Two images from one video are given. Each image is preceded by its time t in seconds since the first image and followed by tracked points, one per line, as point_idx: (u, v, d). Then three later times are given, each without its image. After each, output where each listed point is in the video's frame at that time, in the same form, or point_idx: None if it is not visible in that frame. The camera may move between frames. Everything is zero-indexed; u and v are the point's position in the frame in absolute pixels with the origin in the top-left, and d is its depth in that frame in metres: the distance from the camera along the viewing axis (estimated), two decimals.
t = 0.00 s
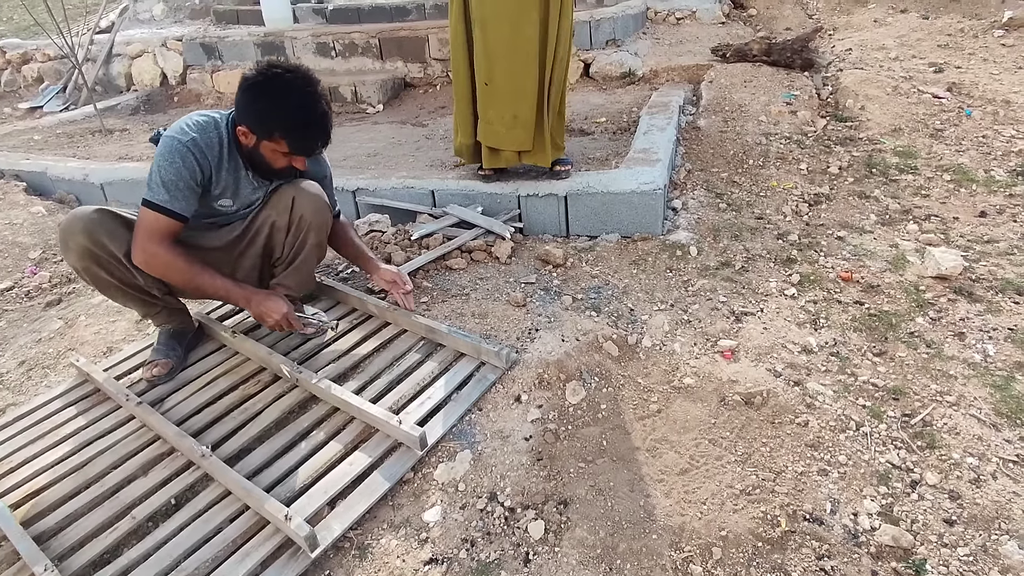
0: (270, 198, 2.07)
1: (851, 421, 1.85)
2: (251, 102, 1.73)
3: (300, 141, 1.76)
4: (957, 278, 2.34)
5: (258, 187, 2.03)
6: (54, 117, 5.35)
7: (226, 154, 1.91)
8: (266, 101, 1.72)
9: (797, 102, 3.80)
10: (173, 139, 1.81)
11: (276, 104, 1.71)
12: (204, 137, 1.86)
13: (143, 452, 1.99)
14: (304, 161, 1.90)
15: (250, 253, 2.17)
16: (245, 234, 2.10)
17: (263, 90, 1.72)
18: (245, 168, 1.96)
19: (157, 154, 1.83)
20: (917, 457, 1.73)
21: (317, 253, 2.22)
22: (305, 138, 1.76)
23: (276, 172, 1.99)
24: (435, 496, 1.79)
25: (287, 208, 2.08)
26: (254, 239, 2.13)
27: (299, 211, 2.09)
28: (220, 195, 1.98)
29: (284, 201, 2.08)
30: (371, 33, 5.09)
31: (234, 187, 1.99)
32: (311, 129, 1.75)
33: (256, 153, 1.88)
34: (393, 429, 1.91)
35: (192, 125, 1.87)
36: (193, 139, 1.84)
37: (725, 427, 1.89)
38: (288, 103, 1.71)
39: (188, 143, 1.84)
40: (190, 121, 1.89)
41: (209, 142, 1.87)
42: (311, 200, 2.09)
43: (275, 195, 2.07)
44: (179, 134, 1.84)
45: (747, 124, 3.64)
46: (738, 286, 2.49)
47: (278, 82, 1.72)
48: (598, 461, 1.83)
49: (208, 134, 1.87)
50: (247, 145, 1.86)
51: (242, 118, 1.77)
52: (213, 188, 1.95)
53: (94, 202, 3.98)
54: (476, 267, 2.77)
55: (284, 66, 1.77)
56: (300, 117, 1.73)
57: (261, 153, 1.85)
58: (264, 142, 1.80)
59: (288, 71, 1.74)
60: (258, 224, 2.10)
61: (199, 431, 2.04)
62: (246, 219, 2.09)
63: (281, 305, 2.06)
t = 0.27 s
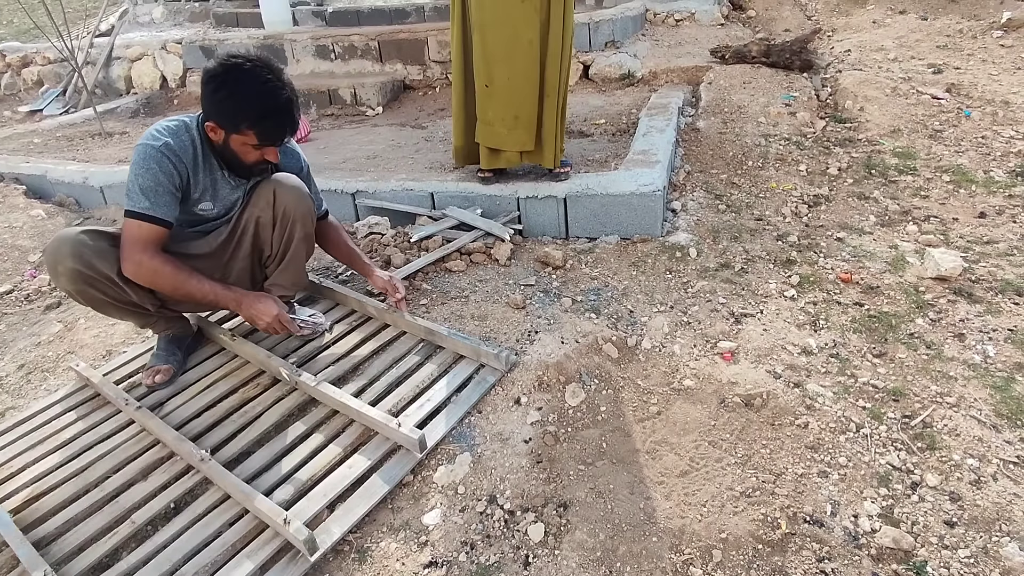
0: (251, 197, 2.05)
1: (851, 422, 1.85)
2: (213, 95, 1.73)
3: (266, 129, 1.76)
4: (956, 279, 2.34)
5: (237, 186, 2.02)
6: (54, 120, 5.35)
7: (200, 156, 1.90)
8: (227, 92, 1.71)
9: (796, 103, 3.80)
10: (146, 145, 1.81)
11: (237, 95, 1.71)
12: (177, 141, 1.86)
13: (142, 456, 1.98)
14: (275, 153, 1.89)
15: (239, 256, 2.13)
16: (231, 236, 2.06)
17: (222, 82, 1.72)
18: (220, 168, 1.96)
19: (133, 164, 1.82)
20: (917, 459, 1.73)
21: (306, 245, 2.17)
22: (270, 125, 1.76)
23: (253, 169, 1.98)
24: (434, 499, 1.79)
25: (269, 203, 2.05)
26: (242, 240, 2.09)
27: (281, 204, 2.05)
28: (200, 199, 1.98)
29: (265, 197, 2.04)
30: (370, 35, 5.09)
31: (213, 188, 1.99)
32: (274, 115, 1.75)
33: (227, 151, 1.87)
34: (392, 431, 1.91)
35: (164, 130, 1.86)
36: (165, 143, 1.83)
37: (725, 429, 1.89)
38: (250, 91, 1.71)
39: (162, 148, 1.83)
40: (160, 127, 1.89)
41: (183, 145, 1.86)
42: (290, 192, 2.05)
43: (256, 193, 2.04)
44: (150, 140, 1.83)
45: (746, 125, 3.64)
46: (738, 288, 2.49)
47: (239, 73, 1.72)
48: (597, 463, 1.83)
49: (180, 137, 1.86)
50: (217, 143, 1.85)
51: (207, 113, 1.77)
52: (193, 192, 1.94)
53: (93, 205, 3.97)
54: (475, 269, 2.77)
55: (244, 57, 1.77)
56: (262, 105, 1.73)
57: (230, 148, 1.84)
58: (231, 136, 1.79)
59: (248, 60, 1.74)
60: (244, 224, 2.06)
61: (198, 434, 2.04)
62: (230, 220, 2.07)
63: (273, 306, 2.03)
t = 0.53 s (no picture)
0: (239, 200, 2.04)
1: (852, 423, 1.84)
2: (192, 96, 1.72)
3: (244, 131, 1.74)
4: (958, 279, 2.33)
5: (223, 190, 2.01)
6: (55, 123, 5.36)
7: (184, 159, 1.89)
8: (206, 93, 1.70)
9: (797, 103, 3.79)
10: (131, 149, 1.79)
11: (215, 95, 1.69)
12: (162, 144, 1.84)
13: (141, 459, 1.98)
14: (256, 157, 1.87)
15: (230, 260, 2.12)
16: (220, 240, 2.06)
17: (200, 82, 1.71)
18: (205, 171, 1.95)
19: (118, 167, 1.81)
20: (919, 460, 1.72)
21: (297, 248, 2.15)
22: (247, 128, 1.74)
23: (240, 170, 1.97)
24: (434, 501, 1.79)
25: (257, 207, 2.04)
26: (232, 244, 2.09)
27: (269, 208, 2.04)
28: (187, 203, 1.97)
29: (252, 201, 2.03)
30: (371, 37, 5.09)
31: (199, 191, 1.97)
32: (252, 118, 1.73)
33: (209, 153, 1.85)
34: (391, 433, 1.90)
35: (149, 134, 1.85)
36: (151, 147, 1.82)
37: (725, 430, 1.88)
38: (228, 93, 1.70)
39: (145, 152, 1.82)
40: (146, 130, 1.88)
41: (167, 149, 1.85)
42: (278, 195, 2.03)
43: (244, 197, 2.03)
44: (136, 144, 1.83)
45: (747, 125, 3.63)
46: (738, 288, 2.48)
47: (218, 73, 1.71)
48: (597, 465, 1.82)
49: (165, 141, 1.85)
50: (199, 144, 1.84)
51: (188, 115, 1.76)
52: (179, 196, 1.93)
53: (94, 207, 3.97)
54: (475, 271, 2.76)
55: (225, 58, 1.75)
56: (241, 106, 1.71)
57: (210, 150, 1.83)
58: (210, 137, 1.78)
59: (228, 62, 1.73)
60: (233, 228, 2.05)
61: (197, 437, 2.04)
62: (219, 224, 2.06)
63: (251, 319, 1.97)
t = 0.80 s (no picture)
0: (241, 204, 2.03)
1: (855, 423, 1.84)
2: (200, 99, 1.70)
3: (248, 139, 1.72)
4: (962, 279, 2.32)
5: (227, 194, 2.00)
6: (59, 123, 5.37)
7: (190, 161, 1.88)
8: (213, 97, 1.68)
9: (800, 102, 3.78)
10: (137, 149, 1.80)
11: (222, 101, 1.67)
12: (168, 145, 1.84)
13: (144, 458, 1.98)
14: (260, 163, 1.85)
15: (233, 263, 2.12)
16: (223, 244, 2.05)
17: (206, 85, 1.69)
18: (211, 174, 1.94)
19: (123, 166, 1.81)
20: (922, 461, 1.71)
21: (300, 253, 2.17)
22: (251, 136, 1.72)
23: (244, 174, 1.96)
24: (436, 501, 1.79)
25: (260, 211, 2.04)
26: (235, 248, 2.09)
27: (273, 213, 2.04)
28: (191, 205, 1.96)
29: (256, 205, 2.03)
30: (373, 37, 5.09)
31: (203, 194, 1.97)
32: (256, 127, 1.71)
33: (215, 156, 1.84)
34: (393, 433, 1.90)
35: (156, 134, 1.85)
36: (156, 148, 1.82)
37: (728, 430, 1.88)
38: (234, 99, 1.68)
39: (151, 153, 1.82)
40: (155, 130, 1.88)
41: (173, 150, 1.84)
42: (282, 200, 2.03)
43: (247, 200, 2.03)
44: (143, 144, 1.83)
45: (750, 124, 3.62)
46: (741, 288, 2.47)
47: (226, 78, 1.68)
48: (600, 465, 1.82)
49: (171, 142, 1.85)
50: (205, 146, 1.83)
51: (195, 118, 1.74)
52: (182, 198, 1.93)
53: (97, 207, 3.98)
54: (478, 270, 2.76)
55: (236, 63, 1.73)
56: (247, 112, 1.68)
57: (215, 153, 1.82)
58: (215, 141, 1.76)
59: (239, 67, 1.71)
60: (235, 232, 2.05)
61: (200, 436, 2.04)
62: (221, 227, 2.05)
63: (242, 334, 1.96)
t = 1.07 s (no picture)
0: (254, 205, 2.02)
1: (863, 422, 1.83)
2: (234, 99, 1.67)
3: (276, 146, 1.69)
4: (970, 278, 2.31)
5: (244, 195, 2.00)
6: (65, 122, 5.38)
7: (215, 159, 1.88)
8: (248, 100, 1.65)
9: (805, 101, 3.77)
10: (162, 141, 1.79)
11: (256, 105, 1.64)
12: (193, 141, 1.84)
13: (152, 455, 1.99)
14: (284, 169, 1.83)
15: (244, 262, 2.11)
16: (234, 242, 2.04)
17: (245, 88, 1.66)
18: (232, 173, 1.93)
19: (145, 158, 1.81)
20: (931, 460, 1.71)
21: (311, 254, 2.15)
22: (280, 144, 1.69)
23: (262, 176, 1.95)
24: (443, 499, 1.78)
25: (273, 213, 2.02)
26: (246, 247, 2.07)
27: (286, 214, 2.02)
28: (210, 201, 1.95)
29: (269, 206, 2.02)
30: (378, 36, 5.08)
31: (223, 192, 1.96)
32: (286, 135, 1.67)
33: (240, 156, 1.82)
34: (401, 431, 1.90)
35: (182, 129, 1.85)
36: (182, 143, 1.81)
37: (735, 429, 1.87)
38: (268, 104, 1.65)
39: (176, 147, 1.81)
40: (180, 125, 1.88)
41: (198, 147, 1.84)
42: (295, 202, 2.02)
43: (261, 201, 2.01)
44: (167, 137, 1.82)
45: (755, 123, 3.61)
46: (747, 287, 2.47)
47: (263, 82, 1.66)
48: (607, 463, 1.82)
49: (196, 138, 1.85)
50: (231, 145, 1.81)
51: (226, 117, 1.72)
52: (203, 194, 1.92)
53: (103, 206, 3.98)
54: (483, 269, 2.76)
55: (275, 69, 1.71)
56: (280, 119, 1.66)
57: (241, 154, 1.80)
58: (242, 142, 1.74)
59: (278, 73, 1.68)
60: (248, 230, 2.04)
61: (208, 433, 2.04)
62: (235, 226, 2.04)
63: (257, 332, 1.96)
